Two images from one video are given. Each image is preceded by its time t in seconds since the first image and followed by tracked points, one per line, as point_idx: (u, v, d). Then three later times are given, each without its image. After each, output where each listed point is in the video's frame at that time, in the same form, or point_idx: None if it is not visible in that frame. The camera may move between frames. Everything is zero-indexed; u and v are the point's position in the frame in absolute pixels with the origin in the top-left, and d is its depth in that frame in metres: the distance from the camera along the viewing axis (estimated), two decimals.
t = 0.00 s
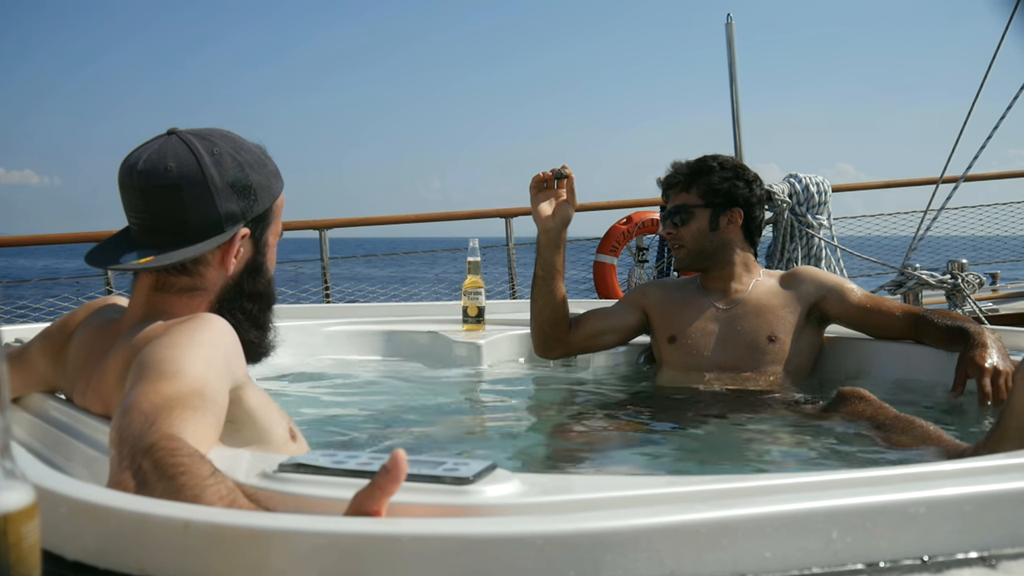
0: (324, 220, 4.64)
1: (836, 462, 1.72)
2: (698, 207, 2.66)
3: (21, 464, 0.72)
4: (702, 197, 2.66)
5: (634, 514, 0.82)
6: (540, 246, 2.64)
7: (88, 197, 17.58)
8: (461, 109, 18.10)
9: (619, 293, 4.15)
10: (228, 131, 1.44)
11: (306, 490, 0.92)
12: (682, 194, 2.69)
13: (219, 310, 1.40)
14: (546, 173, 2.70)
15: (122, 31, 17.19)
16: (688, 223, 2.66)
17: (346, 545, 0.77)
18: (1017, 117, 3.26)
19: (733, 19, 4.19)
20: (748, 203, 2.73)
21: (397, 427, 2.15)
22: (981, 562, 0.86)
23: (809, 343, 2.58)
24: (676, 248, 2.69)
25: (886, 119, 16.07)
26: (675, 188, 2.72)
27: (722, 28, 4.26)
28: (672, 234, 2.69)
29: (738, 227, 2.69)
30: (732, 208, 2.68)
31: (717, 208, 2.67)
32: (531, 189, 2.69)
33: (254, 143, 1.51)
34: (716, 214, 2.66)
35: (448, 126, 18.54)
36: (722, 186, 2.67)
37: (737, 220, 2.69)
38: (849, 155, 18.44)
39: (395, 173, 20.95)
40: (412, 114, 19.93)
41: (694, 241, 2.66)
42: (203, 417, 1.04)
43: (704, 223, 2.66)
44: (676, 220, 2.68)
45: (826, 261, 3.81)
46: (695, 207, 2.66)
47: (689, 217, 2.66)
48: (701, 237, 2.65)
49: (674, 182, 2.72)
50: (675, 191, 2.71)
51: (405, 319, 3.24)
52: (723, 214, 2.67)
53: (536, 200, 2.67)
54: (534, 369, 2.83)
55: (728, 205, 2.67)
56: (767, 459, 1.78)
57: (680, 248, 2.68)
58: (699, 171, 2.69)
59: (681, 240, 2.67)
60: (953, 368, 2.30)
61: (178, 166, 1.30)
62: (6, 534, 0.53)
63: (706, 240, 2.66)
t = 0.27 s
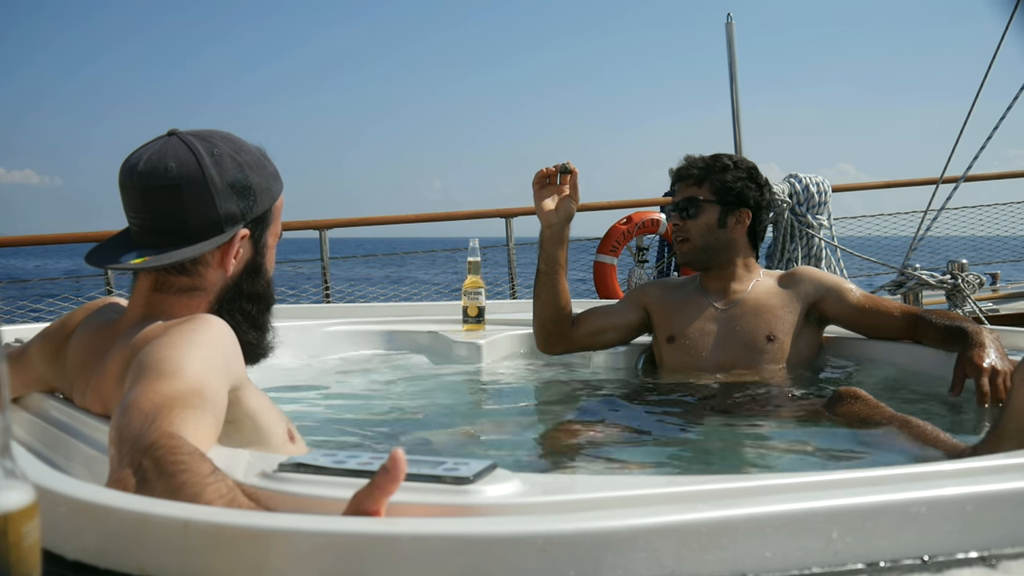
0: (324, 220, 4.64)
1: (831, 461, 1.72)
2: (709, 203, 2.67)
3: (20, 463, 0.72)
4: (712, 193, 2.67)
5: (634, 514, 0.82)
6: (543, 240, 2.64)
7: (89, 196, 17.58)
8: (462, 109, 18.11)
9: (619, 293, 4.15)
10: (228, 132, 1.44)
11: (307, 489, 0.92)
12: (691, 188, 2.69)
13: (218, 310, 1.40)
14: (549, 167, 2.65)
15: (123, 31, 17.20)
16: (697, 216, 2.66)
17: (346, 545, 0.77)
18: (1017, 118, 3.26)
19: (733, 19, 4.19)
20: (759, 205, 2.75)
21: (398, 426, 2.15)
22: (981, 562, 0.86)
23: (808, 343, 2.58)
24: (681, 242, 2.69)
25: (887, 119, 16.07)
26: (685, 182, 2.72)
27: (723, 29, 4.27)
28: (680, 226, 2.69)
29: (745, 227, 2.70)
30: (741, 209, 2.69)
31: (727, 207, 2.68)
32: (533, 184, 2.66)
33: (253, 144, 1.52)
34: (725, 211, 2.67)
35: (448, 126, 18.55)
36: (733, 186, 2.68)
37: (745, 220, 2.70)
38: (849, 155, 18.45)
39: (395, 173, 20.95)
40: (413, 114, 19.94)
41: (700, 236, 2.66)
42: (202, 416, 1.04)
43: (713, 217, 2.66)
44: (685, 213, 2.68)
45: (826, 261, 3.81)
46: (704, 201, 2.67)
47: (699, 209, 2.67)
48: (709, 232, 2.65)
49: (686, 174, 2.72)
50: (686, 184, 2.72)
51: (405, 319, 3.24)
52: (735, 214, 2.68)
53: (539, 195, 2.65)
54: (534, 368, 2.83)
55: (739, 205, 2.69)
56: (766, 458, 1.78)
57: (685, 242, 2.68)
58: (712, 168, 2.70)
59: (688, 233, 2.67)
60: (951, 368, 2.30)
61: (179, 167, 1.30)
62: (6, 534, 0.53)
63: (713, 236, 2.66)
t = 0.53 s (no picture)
0: (325, 220, 4.64)
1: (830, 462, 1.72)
2: (714, 201, 2.68)
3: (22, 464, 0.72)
4: (719, 191, 2.69)
5: (633, 513, 0.82)
6: (545, 239, 2.63)
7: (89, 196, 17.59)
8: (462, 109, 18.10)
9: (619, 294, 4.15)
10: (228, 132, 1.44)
11: (307, 490, 0.92)
12: (699, 184, 2.72)
13: (219, 312, 1.40)
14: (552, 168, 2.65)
15: (123, 31, 17.22)
16: (700, 212, 2.68)
17: (346, 546, 0.77)
18: (1017, 117, 3.26)
19: (733, 19, 4.19)
20: (762, 209, 2.75)
21: (397, 426, 2.15)
22: (982, 562, 0.86)
23: (808, 343, 2.58)
24: (684, 239, 2.69)
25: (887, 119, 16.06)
26: (694, 179, 2.74)
27: (723, 28, 4.27)
28: (685, 220, 2.70)
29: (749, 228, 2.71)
30: (744, 211, 2.70)
31: (731, 207, 2.69)
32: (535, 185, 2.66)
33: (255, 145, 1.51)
34: (731, 211, 2.68)
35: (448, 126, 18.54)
36: (739, 186, 2.70)
37: (749, 222, 2.70)
38: (850, 155, 18.43)
39: (395, 173, 20.94)
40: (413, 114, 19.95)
41: (703, 233, 2.66)
42: (203, 416, 1.04)
43: (716, 215, 2.67)
44: (689, 208, 2.69)
45: (826, 260, 3.81)
46: (710, 199, 2.68)
47: (703, 205, 2.68)
48: (713, 231, 2.66)
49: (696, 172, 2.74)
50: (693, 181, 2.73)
51: (405, 318, 3.24)
52: (736, 215, 2.68)
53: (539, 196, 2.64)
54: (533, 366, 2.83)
55: (740, 206, 2.69)
56: (763, 459, 1.78)
57: (688, 239, 2.68)
58: (723, 166, 2.72)
59: (689, 226, 2.68)
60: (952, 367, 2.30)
61: (182, 168, 1.30)
62: (6, 534, 0.53)
63: (714, 234, 2.66)
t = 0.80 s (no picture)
0: (325, 219, 4.64)
1: (832, 464, 1.72)
2: (715, 201, 2.68)
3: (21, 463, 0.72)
4: (720, 191, 2.69)
5: (632, 514, 0.82)
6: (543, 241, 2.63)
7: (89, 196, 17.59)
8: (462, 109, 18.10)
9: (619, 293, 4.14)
10: (221, 130, 1.44)
11: (308, 489, 0.92)
12: (701, 184, 2.72)
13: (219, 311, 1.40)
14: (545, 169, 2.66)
15: (123, 31, 17.24)
16: (701, 212, 2.68)
17: (346, 545, 0.77)
18: (1018, 117, 3.26)
19: (733, 18, 4.19)
20: (764, 210, 2.76)
21: (396, 425, 2.15)
22: (981, 561, 0.86)
23: (809, 343, 2.58)
24: (684, 238, 2.70)
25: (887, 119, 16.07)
26: (697, 178, 2.74)
27: (722, 28, 4.27)
28: (684, 220, 2.70)
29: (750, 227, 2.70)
30: (745, 211, 2.70)
31: (733, 207, 2.69)
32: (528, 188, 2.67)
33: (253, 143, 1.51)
34: (731, 211, 2.68)
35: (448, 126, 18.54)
36: (741, 186, 2.70)
37: (749, 221, 2.70)
38: (850, 155, 18.44)
39: (396, 173, 20.94)
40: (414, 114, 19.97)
41: (704, 232, 2.66)
42: (204, 415, 1.04)
43: (717, 216, 2.67)
44: (690, 208, 2.69)
45: (827, 260, 3.81)
46: (710, 198, 2.68)
47: (704, 205, 2.68)
48: (713, 231, 2.66)
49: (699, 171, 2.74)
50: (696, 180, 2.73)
51: (405, 317, 3.24)
52: (737, 215, 2.68)
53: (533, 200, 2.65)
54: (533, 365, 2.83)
55: (742, 207, 2.69)
56: (765, 460, 1.77)
57: (688, 238, 2.69)
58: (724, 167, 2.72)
59: (690, 225, 2.68)
60: (952, 367, 2.30)
61: (177, 169, 1.31)
62: (6, 534, 0.53)
63: (714, 234, 2.66)
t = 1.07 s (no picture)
0: (325, 219, 4.64)
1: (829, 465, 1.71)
2: (713, 199, 2.68)
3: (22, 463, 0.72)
4: (718, 190, 2.69)
5: (633, 513, 0.82)
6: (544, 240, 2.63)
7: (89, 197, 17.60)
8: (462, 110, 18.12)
9: (619, 293, 4.15)
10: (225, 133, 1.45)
11: (308, 489, 0.92)
12: (699, 183, 2.72)
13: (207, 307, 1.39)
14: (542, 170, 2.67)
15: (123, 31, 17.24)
16: (698, 211, 2.69)
17: (345, 546, 0.77)
18: (1018, 117, 3.26)
19: (733, 18, 4.19)
20: (763, 209, 2.75)
21: (397, 424, 2.16)
22: (982, 561, 0.86)
23: (808, 343, 2.57)
24: (683, 237, 2.71)
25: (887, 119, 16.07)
26: (696, 178, 2.75)
27: (723, 28, 4.27)
28: (682, 218, 2.71)
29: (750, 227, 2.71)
30: (744, 211, 2.70)
31: (731, 207, 2.69)
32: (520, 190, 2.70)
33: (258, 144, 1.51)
34: (729, 211, 2.68)
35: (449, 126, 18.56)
36: (740, 185, 2.70)
37: (748, 221, 2.70)
38: (850, 155, 18.43)
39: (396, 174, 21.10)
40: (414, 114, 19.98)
41: (700, 230, 2.67)
42: (207, 414, 1.04)
43: (715, 215, 2.67)
44: (688, 207, 2.70)
45: (827, 259, 3.81)
46: (710, 197, 2.69)
47: (701, 204, 2.68)
48: (706, 229, 2.66)
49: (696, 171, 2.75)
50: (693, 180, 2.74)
51: (405, 317, 3.25)
52: (735, 215, 2.68)
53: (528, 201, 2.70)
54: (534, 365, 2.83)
55: (741, 206, 2.69)
56: (761, 460, 1.77)
57: (687, 236, 2.69)
58: (722, 166, 2.72)
59: (689, 225, 2.69)
60: (952, 367, 2.30)
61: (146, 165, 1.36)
62: (7, 534, 0.53)
63: (713, 233, 2.66)
